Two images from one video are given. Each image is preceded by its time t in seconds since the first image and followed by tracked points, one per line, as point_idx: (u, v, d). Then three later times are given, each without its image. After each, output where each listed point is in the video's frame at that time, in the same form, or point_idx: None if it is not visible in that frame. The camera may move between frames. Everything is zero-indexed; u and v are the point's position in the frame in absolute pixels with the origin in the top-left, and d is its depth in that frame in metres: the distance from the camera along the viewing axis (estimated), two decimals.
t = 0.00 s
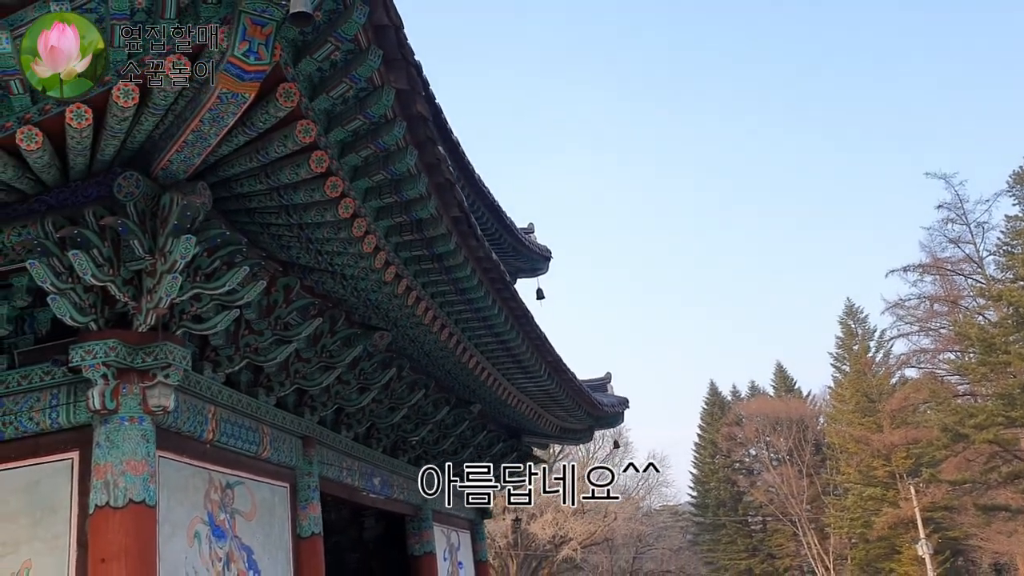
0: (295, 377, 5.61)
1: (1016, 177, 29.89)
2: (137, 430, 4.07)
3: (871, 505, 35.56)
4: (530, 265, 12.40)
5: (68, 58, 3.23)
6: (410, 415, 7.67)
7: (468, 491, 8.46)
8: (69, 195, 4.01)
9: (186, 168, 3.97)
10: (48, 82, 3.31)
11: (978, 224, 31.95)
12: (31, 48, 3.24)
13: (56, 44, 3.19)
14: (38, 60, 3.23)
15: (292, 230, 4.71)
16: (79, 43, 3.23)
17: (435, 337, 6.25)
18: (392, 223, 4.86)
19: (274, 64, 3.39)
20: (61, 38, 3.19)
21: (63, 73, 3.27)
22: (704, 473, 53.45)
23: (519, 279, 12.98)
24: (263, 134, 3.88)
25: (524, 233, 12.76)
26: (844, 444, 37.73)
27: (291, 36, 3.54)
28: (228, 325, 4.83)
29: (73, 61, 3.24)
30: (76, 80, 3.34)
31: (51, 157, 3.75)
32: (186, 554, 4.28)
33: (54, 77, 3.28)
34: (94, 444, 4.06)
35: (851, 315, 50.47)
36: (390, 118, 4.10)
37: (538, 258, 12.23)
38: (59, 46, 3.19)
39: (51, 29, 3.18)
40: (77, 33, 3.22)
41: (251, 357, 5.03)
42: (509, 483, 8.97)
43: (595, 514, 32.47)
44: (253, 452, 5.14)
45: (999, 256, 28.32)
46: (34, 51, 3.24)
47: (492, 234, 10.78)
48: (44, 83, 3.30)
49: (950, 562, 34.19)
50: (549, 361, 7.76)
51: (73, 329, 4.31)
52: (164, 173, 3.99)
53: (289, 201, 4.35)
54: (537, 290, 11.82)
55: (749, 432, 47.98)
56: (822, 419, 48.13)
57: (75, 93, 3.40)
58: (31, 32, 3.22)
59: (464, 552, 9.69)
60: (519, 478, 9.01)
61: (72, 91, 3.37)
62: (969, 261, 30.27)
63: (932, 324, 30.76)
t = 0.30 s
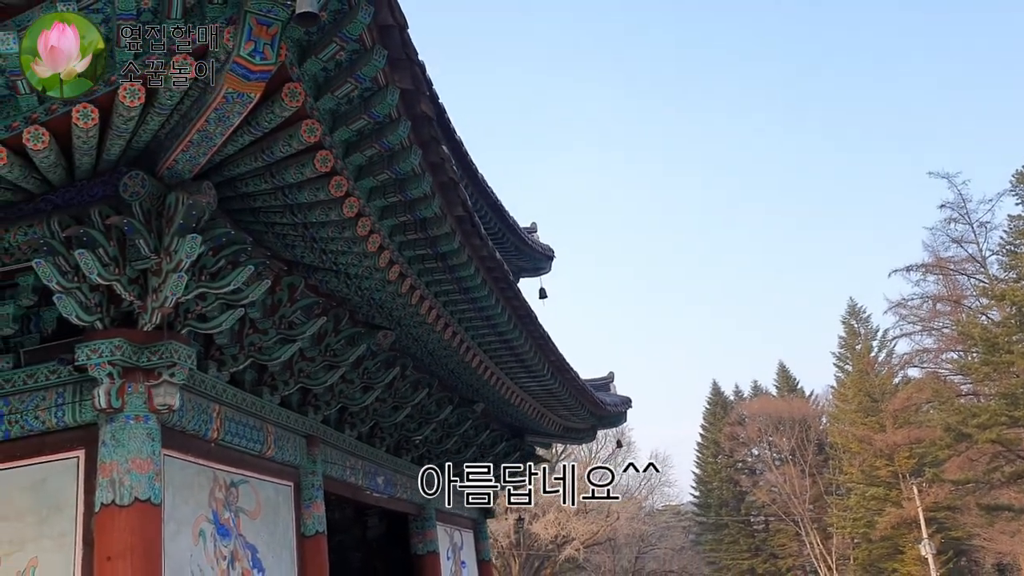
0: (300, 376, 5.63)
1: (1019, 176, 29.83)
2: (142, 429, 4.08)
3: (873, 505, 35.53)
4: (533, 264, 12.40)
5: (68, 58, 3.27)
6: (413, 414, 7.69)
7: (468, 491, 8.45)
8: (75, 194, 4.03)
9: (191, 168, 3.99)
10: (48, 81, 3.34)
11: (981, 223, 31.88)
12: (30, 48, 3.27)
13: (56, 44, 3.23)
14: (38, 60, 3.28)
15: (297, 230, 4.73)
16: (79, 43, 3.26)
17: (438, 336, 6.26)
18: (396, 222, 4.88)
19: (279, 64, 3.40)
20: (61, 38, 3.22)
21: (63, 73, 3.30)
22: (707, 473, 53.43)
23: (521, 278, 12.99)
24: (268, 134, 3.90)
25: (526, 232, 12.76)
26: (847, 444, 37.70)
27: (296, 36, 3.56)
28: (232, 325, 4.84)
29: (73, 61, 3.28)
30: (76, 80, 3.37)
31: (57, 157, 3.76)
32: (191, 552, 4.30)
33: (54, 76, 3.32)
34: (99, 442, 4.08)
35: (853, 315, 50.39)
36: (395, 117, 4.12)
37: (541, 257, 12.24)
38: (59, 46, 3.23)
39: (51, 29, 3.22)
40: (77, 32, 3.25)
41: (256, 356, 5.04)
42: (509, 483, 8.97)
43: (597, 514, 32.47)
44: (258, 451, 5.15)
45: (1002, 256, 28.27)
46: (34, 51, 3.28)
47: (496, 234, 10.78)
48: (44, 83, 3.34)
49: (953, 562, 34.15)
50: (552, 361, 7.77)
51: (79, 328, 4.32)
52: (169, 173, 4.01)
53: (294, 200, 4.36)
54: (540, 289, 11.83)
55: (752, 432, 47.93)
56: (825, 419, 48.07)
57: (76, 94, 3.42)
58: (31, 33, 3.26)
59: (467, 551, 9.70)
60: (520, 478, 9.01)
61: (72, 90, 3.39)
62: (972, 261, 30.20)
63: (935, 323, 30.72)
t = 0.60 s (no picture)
0: (302, 377, 5.64)
1: (1021, 177, 29.76)
2: (145, 430, 4.09)
3: (875, 506, 35.49)
4: (535, 266, 12.41)
5: (68, 58, 3.30)
6: (415, 415, 7.70)
7: (469, 491, 8.45)
8: (79, 196, 4.04)
9: (194, 169, 4.00)
10: (48, 81, 3.37)
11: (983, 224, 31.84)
12: (31, 48, 3.30)
13: (56, 44, 3.25)
14: (38, 60, 3.30)
15: (300, 231, 4.74)
16: (79, 43, 3.27)
17: (441, 337, 6.27)
18: (399, 223, 4.89)
19: (283, 66, 3.43)
20: (61, 38, 3.24)
21: (63, 73, 3.33)
22: (708, 474, 53.39)
23: (523, 279, 12.99)
24: (272, 135, 3.91)
25: (528, 233, 12.78)
26: (849, 445, 37.67)
27: (299, 38, 3.58)
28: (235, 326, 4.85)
29: (73, 61, 3.30)
30: (76, 81, 3.40)
31: (61, 159, 3.78)
32: (194, 553, 4.31)
33: (53, 76, 3.35)
34: (103, 443, 4.08)
35: (855, 316, 50.35)
36: (397, 119, 4.13)
37: (543, 258, 12.25)
38: (59, 47, 3.25)
39: (51, 29, 3.24)
40: (77, 33, 3.27)
41: (258, 357, 5.06)
42: (510, 483, 8.97)
43: (599, 515, 32.45)
44: (260, 452, 5.17)
45: (1003, 256, 28.22)
46: (34, 51, 3.30)
47: (498, 235, 10.79)
48: (44, 83, 3.37)
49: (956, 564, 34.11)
50: (554, 362, 7.78)
51: (83, 330, 4.33)
52: (172, 174, 4.02)
53: (297, 201, 4.38)
54: (542, 290, 11.84)
55: (753, 433, 47.90)
56: (827, 420, 48.04)
57: (76, 94, 3.45)
58: (31, 33, 3.28)
59: (469, 552, 9.71)
60: (521, 479, 9.02)
61: (72, 91, 3.43)
62: (974, 262, 30.15)
63: (937, 324, 30.68)
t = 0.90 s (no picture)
0: (304, 380, 5.64)
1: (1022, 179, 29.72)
2: (148, 433, 4.09)
3: (878, 509, 35.43)
4: (537, 267, 12.40)
5: (68, 58, 3.22)
6: (417, 417, 7.70)
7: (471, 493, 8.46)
8: (81, 199, 4.05)
9: (197, 172, 4.01)
10: (48, 82, 3.30)
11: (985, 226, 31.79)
12: (30, 48, 3.24)
13: (56, 44, 3.19)
14: (38, 60, 3.24)
15: (302, 234, 4.75)
16: (79, 43, 3.22)
17: (443, 339, 6.27)
18: (401, 226, 4.89)
19: (285, 69, 3.45)
20: (61, 38, 3.18)
21: (62, 73, 3.25)
22: (710, 476, 53.33)
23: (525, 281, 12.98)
24: (274, 139, 3.93)
25: (530, 235, 12.77)
26: (851, 447, 37.62)
27: (302, 41, 3.58)
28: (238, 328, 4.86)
29: (73, 61, 3.23)
30: (76, 81, 3.34)
31: (63, 162, 3.78)
32: (196, 556, 4.30)
33: (53, 77, 3.27)
34: (105, 446, 4.08)
35: (857, 318, 50.30)
36: (400, 122, 4.14)
37: (544, 260, 12.25)
38: (59, 46, 3.18)
39: (51, 29, 3.18)
40: (77, 33, 3.22)
41: (261, 360, 5.05)
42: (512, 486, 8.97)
43: (601, 518, 32.41)
44: (262, 455, 5.17)
45: (1006, 258, 28.17)
46: (34, 51, 3.24)
47: (499, 237, 10.79)
48: (44, 83, 3.30)
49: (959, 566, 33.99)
50: (556, 364, 7.78)
51: (85, 333, 4.33)
52: (175, 177, 4.03)
53: (299, 204, 4.38)
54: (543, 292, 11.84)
55: (755, 435, 47.85)
56: (829, 422, 47.98)
57: (75, 94, 3.39)
58: (31, 33, 3.22)
59: (471, 555, 9.71)
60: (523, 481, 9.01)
61: (72, 91, 3.36)
62: (976, 264, 30.10)
63: (939, 326, 30.62)
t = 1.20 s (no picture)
0: (306, 382, 5.63)
1: None
2: (151, 435, 4.09)
3: (879, 512, 35.40)
4: (538, 270, 12.41)
5: (68, 59, 3.27)
6: (419, 420, 7.69)
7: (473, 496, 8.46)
8: (84, 202, 4.06)
9: (200, 175, 4.02)
10: (48, 82, 3.34)
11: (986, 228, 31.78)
12: (31, 48, 3.27)
13: (56, 44, 3.23)
14: (38, 60, 3.27)
15: (305, 236, 4.75)
16: (79, 43, 3.27)
17: (445, 342, 6.27)
18: (404, 228, 4.90)
19: (289, 73, 3.47)
20: (61, 38, 3.23)
21: (62, 73, 3.30)
22: (711, 479, 53.30)
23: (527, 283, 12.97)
24: (277, 142, 3.94)
25: (532, 237, 12.78)
26: (852, 450, 37.58)
27: (305, 45, 3.60)
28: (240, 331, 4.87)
29: (73, 61, 3.28)
30: (76, 81, 3.38)
31: (67, 165, 3.78)
32: (199, 559, 4.30)
33: (54, 76, 3.31)
34: (108, 449, 4.07)
35: (858, 320, 50.32)
36: (403, 125, 4.14)
37: (546, 262, 12.26)
38: (59, 47, 3.24)
39: (51, 29, 3.22)
40: (77, 33, 3.26)
41: (263, 363, 5.05)
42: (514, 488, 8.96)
43: (601, 520, 32.37)
44: (265, 457, 5.17)
45: (1008, 261, 28.12)
46: (34, 51, 3.27)
47: (501, 239, 10.78)
48: (44, 83, 3.33)
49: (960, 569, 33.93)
50: (558, 366, 7.78)
51: (88, 335, 4.33)
52: (178, 181, 4.04)
53: (302, 207, 4.39)
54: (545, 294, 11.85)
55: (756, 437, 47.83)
56: (830, 424, 47.95)
57: (75, 94, 3.43)
58: (31, 33, 3.24)
59: (473, 557, 9.71)
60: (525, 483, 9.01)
61: (72, 91, 3.40)
62: (977, 267, 30.07)
63: (941, 329, 30.58)
